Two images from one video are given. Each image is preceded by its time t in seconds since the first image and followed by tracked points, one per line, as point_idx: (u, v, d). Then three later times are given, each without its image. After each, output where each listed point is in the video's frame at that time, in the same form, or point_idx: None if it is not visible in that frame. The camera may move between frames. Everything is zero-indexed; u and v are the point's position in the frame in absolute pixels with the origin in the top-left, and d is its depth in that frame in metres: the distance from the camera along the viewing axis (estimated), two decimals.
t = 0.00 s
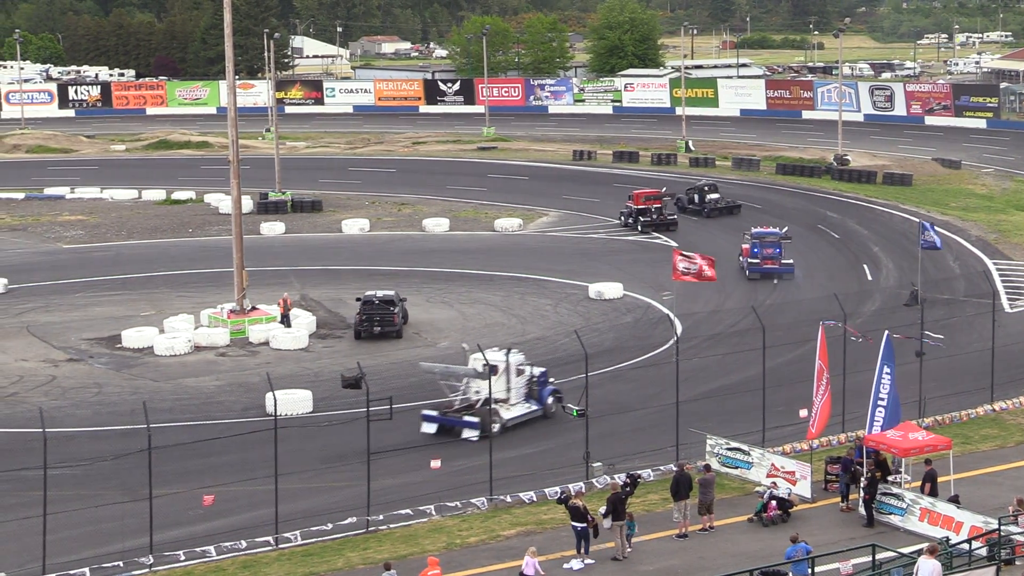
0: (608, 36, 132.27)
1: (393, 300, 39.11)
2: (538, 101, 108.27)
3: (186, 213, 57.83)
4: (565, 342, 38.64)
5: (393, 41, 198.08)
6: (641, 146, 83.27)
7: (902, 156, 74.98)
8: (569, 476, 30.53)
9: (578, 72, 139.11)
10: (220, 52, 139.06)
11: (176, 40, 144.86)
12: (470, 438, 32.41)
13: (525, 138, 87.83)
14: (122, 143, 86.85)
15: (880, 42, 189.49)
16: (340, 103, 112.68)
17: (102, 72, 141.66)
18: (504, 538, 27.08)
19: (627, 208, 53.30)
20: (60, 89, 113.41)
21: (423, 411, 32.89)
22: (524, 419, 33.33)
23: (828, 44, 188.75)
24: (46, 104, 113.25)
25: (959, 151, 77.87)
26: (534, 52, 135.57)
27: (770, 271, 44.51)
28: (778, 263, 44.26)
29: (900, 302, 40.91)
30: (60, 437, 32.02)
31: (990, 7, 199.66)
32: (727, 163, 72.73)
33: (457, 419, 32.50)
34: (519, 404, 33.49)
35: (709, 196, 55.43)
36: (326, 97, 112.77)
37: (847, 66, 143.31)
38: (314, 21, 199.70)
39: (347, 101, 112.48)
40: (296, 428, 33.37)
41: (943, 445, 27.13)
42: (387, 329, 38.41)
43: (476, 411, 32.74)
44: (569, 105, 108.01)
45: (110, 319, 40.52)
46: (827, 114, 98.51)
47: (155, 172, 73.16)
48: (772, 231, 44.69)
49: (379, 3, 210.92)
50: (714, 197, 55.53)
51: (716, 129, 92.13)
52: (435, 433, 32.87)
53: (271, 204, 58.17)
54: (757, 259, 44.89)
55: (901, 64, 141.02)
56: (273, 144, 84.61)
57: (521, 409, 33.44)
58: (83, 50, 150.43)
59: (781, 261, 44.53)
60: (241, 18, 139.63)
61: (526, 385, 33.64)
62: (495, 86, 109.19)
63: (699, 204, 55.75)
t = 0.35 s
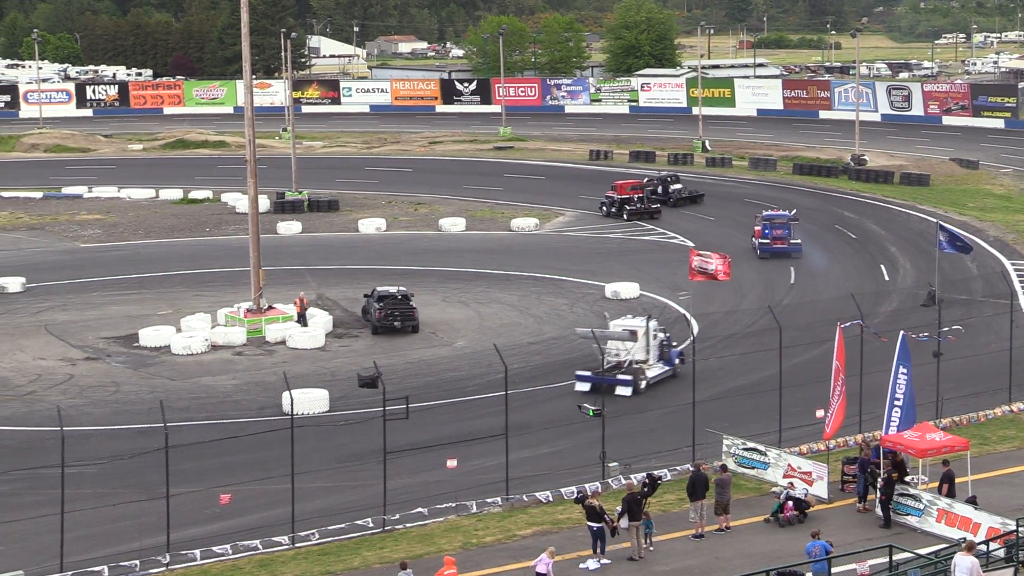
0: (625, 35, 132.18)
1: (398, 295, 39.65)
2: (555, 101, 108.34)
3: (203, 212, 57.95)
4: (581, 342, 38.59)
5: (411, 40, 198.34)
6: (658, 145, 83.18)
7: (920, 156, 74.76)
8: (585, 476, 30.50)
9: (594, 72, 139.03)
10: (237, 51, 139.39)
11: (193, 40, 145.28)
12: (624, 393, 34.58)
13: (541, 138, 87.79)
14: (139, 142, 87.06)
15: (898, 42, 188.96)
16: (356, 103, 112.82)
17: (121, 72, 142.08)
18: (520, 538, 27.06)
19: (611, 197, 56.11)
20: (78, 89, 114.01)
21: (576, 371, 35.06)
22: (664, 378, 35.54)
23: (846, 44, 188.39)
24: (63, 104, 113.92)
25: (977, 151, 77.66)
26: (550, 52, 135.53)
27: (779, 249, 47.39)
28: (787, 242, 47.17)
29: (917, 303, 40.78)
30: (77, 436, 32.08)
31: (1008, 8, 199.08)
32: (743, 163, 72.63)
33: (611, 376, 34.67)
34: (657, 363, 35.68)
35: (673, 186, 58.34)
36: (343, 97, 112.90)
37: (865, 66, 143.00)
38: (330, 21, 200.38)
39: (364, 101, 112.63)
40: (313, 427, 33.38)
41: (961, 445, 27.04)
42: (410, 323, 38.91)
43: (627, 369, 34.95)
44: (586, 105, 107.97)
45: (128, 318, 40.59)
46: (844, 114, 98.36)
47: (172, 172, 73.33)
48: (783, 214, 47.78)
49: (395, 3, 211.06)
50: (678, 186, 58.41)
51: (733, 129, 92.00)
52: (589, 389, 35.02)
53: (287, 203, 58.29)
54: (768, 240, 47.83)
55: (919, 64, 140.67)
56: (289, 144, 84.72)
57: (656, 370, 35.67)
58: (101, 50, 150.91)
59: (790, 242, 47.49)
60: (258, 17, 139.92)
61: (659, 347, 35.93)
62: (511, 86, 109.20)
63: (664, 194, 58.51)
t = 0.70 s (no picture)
0: (652, 35, 132.15)
1: (419, 290, 40.23)
2: (581, 101, 108.53)
3: (231, 211, 58.14)
4: (606, 342, 38.54)
5: (437, 40, 198.65)
6: (684, 145, 83.05)
7: (948, 156, 74.45)
8: (610, 476, 30.49)
9: (621, 72, 138.94)
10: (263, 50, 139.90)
11: (220, 40, 145.95)
12: (738, 357, 36.80)
13: (567, 138, 87.78)
14: (165, 141, 87.44)
15: (926, 42, 188.10)
16: (382, 103, 113.08)
17: (148, 71, 142.71)
18: (545, 538, 27.07)
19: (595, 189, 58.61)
20: (106, 88, 114.30)
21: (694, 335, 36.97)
22: (764, 344, 37.93)
23: (873, 44, 187.80)
24: (91, 103, 114.24)
25: (1006, 151, 77.31)
26: (576, 52, 135.49)
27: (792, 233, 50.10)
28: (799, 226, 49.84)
29: (944, 304, 40.59)
30: (103, 434, 32.24)
31: None
32: (769, 163, 72.48)
33: (727, 341, 36.79)
34: (756, 330, 37.98)
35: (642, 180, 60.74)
36: (368, 96, 113.13)
37: (892, 65, 142.58)
38: (357, 21, 201.25)
39: (390, 100, 112.87)
40: (339, 426, 33.44)
41: (989, 448, 26.94)
42: (434, 317, 39.48)
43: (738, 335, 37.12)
44: (612, 105, 107.99)
45: (155, 316, 40.75)
46: (871, 114, 98.01)
47: (200, 171, 73.62)
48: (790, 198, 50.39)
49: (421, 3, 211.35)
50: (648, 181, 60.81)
51: (759, 129, 91.82)
52: (704, 353, 37.04)
53: (313, 203, 58.46)
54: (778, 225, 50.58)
55: (947, 64, 140.10)
56: (315, 143, 84.95)
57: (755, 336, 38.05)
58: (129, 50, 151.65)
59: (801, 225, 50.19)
60: (285, 17, 140.39)
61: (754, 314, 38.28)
62: (537, 86, 109.17)
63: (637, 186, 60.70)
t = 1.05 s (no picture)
0: (680, 35, 132.09)
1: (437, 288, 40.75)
2: (610, 100, 108.67)
3: (260, 210, 58.31)
4: (634, 342, 38.49)
5: (465, 40, 198.97)
6: (712, 145, 82.93)
7: (978, 156, 74.09)
8: (637, 477, 30.43)
9: (649, 72, 138.82)
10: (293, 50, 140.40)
11: (249, 40, 146.34)
12: (814, 325, 39.16)
13: (596, 138, 87.75)
14: (194, 141, 87.79)
15: (957, 42, 187.11)
16: (411, 102, 113.37)
17: (178, 70, 143.44)
18: (572, 538, 27.03)
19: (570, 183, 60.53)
20: (136, 88, 114.67)
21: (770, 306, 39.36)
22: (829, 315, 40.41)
23: (904, 43, 186.98)
24: (121, 102, 114.51)
25: None
26: (605, 52, 135.47)
27: (797, 217, 53.06)
28: (803, 210, 52.75)
29: (974, 305, 40.42)
30: (131, 432, 32.37)
31: None
32: (798, 164, 72.29)
33: (802, 310, 39.13)
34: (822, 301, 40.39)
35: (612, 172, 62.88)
36: (397, 96, 113.36)
37: (922, 65, 142.03)
38: (385, 20, 201.97)
39: (418, 100, 113.14)
40: (366, 426, 33.47)
41: (1016, 451, 27.10)
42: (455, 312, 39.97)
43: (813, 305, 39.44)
44: (640, 105, 107.93)
45: (184, 315, 40.89)
46: (900, 114, 97.63)
47: (229, 170, 73.88)
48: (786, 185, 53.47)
49: (450, 3, 211.65)
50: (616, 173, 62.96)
51: (788, 130, 91.51)
52: (782, 322, 39.47)
53: (342, 202, 58.61)
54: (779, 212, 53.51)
55: (978, 64, 139.38)
56: (343, 143, 85.16)
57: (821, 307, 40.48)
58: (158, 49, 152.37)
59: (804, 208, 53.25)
60: (315, 17, 140.81)
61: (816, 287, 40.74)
62: (566, 85, 109.16)
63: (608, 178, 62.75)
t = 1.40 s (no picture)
0: (713, 35, 132.16)
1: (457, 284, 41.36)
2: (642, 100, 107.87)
3: (292, 209, 58.48)
4: (666, 342, 38.43)
5: (497, 40, 199.47)
6: (745, 145, 82.75)
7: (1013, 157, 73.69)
8: (669, 477, 30.40)
9: (682, 72, 138.81)
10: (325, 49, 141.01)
11: (282, 40, 147.11)
12: (864, 296, 42.08)
13: (628, 138, 87.76)
14: (227, 140, 88.25)
15: (993, 41, 185.95)
16: (443, 102, 113.75)
17: (211, 69, 144.51)
18: (604, 538, 27.01)
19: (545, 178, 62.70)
20: (169, 87, 115.08)
21: (822, 280, 42.23)
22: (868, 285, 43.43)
23: (939, 43, 186.09)
24: (155, 101, 114.97)
25: None
26: (637, 52, 135.51)
27: (795, 205, 56.14)
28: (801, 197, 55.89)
29: (1008, 307, 40.18)
30: (164, 430, 32.54)
31: None
32: (830, 164, 72.10)
33: (853, 283, 42.05)
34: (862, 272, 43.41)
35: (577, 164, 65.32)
36: (429, 96, 113.76)
37: (956, 65, 141.45)
38: (419, 19, 203.27)
39: (451, 100, 113.46)
40: (398, 424, 33.56)
41: None
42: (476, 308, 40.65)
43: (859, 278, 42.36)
44: (672, 105, 107.71)
45: (217, 313, 41.06)
46: (934, 115, 97.31)
47: (261, 169, 74.20)
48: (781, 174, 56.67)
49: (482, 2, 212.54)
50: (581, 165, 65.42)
51: (821, 130, 91.27)
52: (834, 295, 42.36)
53: (374, 201, 58.80)
54: (776, 201, 56.60)
55: (1012, 64, 138.65)
56: (376, 142, 85.42)
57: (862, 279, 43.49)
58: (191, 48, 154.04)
59: (800, 196, 56.61)
60: (347, 17, 141.42)
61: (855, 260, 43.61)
62: (598, 85, 109.29)
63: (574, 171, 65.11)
